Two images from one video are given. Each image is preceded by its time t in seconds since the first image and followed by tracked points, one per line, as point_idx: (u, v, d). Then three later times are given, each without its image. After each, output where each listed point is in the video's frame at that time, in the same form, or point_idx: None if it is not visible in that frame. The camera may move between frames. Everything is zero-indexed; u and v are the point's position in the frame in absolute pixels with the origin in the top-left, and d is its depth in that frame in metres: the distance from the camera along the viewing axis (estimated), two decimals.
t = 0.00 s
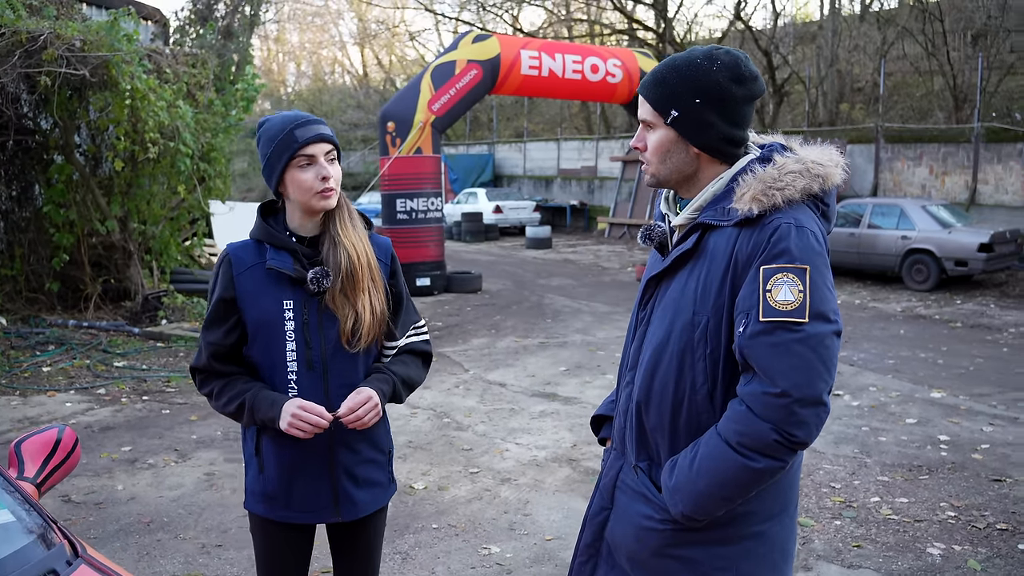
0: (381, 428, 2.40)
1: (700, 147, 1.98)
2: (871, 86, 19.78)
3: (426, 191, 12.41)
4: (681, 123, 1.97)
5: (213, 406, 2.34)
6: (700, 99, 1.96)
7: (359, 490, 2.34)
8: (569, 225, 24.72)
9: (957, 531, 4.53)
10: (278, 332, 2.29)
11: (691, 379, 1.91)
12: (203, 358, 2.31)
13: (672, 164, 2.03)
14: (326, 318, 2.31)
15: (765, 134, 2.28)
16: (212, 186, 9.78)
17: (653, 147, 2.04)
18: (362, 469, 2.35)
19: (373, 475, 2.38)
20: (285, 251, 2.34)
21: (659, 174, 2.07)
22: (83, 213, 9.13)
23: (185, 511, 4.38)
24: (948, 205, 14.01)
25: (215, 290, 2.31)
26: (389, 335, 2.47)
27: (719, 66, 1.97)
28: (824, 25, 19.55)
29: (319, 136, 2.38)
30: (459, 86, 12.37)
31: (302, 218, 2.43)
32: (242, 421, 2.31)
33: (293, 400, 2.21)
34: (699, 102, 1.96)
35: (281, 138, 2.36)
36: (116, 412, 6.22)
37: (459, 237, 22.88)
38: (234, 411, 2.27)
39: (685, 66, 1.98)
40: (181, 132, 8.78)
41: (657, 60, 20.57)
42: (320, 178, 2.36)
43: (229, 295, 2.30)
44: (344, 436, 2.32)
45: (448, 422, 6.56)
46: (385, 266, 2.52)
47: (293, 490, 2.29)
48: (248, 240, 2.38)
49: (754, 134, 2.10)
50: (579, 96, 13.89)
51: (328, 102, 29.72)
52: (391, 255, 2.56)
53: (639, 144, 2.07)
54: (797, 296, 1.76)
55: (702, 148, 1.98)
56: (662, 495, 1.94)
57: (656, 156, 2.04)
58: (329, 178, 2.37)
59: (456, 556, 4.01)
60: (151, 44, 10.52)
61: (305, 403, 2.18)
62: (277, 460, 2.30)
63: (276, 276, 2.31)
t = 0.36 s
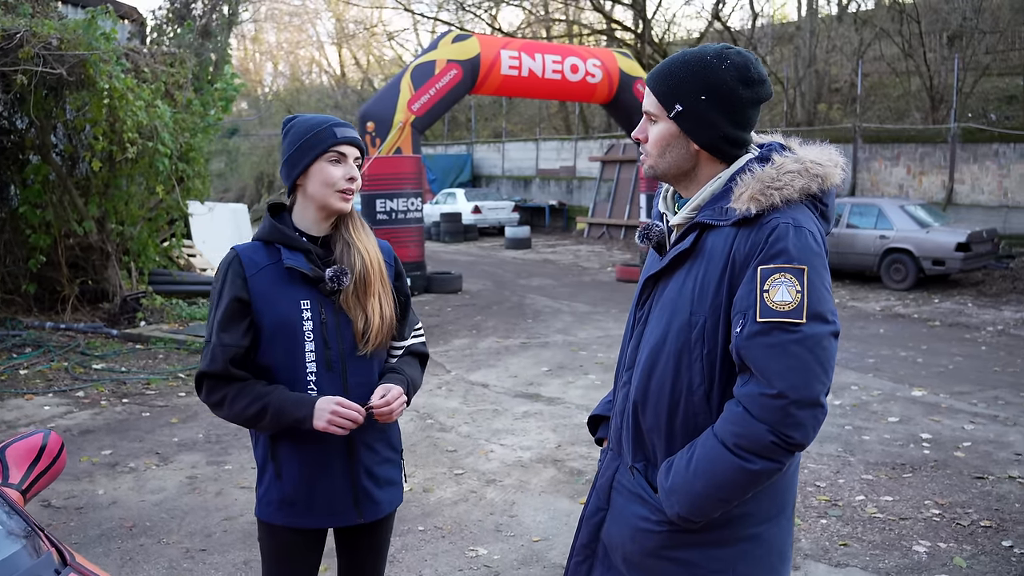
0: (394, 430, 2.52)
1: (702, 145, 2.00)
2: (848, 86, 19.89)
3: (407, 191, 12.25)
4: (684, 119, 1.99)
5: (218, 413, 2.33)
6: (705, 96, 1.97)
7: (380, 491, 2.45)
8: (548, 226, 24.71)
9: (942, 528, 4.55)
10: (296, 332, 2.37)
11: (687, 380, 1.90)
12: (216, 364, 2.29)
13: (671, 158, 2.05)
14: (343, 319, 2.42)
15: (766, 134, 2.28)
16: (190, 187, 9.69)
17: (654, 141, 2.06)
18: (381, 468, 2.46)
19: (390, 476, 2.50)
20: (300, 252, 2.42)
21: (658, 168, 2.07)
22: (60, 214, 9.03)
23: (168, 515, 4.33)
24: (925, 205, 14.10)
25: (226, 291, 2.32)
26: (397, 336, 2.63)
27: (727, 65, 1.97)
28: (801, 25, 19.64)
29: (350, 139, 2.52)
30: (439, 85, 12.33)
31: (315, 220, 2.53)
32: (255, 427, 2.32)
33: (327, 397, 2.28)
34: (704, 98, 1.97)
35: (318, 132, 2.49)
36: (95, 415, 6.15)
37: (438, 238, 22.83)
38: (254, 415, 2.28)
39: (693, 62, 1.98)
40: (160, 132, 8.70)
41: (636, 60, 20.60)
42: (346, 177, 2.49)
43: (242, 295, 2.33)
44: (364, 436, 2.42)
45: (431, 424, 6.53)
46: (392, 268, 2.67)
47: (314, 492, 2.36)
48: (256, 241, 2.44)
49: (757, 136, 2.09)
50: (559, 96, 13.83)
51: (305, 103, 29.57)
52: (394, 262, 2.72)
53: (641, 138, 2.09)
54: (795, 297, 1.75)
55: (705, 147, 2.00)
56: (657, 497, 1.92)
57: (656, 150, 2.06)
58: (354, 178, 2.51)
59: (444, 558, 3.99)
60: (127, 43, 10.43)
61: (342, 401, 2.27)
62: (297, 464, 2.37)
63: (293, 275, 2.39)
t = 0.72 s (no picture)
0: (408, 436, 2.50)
1: (702, 143, 1.99)
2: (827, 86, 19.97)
3: (388, 191, 12.30)
4: (684, 117, 1.98)
5: (238, 416, 2.34)
6: (705, 94, 1.96)
7: (392, 496, 2.44)
8: (528, 226, 24.68)
9: (928, 526, 4.56)
10: (309, 335, 2.37)
11: (685, 380, 1.88)
12: (229, 367, 2.30)
13: (672, 156, 2.03)
14: (354, 323, 2.42)
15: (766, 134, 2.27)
16: (170, 187, 9.61)
17: (653, 139, 2.05)
18: (393, 474, 2.45)
19: (402, 481, 2.48)
20: (313, 256, 2.42)
21: (658, 167, 2.06)
22: (38, 215, 8.91)
23: (151, 519, 4.28)
24: (905, 204, 14.17)
25: (240, 294, 2.35)
26: (412, 340, 2.61)
27: (727, 63, 1.97)
28: (781, 26, 19.70)
29: (358, 141, 2.52)
30: (420, 84, 12.26)
31: (327, 223, 2.53)
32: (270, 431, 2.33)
33: (338, 405, 2.29)
34: (704, 97, 1.96)
35: (330, 135, 2.50)
36: (75, 418, 6.08)
37: (418, 238, 22.77)
38: (270, 420, 2.29)
39: (694, 60, 1.98)
40: (139, 132, 8.63)
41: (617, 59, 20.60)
42: (355, 180, 2.50)
43: (255, 300, 2.35)
44: (375, 443, 2.41)
45: (416, 425, 6.49)
46: (407, 272, 2.65)
47: (326, 496, 2.36)
48: (270, 245, 2.45)
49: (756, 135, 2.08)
50: (540, 96, 13.76)
51: (285, 103, 29.41)
52: (411, 266, 2.70)
53: (641, 135, 2.08)
54: (796, 296, 1.74)
55: (704, 145, 1.99)
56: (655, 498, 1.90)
57: (655, 150, 2.05)
58: (363, 180, 2.50)
59: (432, 561, 3.96)
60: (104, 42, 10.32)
61: (354, 410, 2.28)
62: (310, 468, 2.36)
63: (304, 278, 2.39)
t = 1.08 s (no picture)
0: (392, 442, 2.45)
1: (690, 141, 1.98)
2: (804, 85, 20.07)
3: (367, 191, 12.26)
4: (672, 115, 1.97)
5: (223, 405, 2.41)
6: (695, 92, 1.96)
7: (367, 503, 2.39)
8: (507, 225, 24.64)
9: (912, 523, 4.58)
10: (287, 330, 2.37)
11: (683, 375, 1.87)
12: (215, 357, 2.37)
13: (660, 156, 2.02)
14: (336, 324, 2.38)
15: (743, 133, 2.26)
16: (148, 187, 9.52)
17: (640, 138, 2.02)
18: (371, 480, 2.40)
19: (383, 487, 2.42)
20: (300, 252, 2.41)
21: (643, 169, 2.05)
22: (11, 214, 8.77)
23: (132, 523, 4.23)
24: (882, 203, 14.25)
25: (231, 286, 2.39)
26: (405, 346, 2.52)
27: (714, 61, 1.98)
28: (758, 25, 19.78)
29: (354, 144, 2.47)
30: (399, 84, 12.17)
31: (320, 224, 2.51)
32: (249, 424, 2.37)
33: (301, 407, 2.27)
34: (694, 95, 1.96)
35: (322, 138, 2.46)
36: (53, 421, 6.00)
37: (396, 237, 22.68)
38: (242, 413, 2.34)
39: (680, 58, 1.97)
40: (116, 131, 8.52)
41: (596, 59, 20.60)
42: (341, 181, 2.45)
43: (243, 293, 2.38)
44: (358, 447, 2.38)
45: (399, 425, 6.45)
46: (404, 276, 2.57)
47: (298, 495, 2.35)
48: (266, 242, 2.47)
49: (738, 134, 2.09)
50: (518, 96, 13.75)
51: (262, 103, 29.24)
52: (412, 266, 2.61)
53: (624, 135, 2.05)
54: (794, 291, 1.76)
55: (692, 143, 1.98)
56: (652, 496, 1.88)
57: (641, 151, 2.03)
58: (350, 182, 2.45)
59: (418, 564, 3.93)
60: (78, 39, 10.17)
61: (313, 414, 2.24)
62: (284, 464, 2.36)
63: (289, 276, 2.39)
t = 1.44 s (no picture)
0: (365, 447, 2.37)
1: (644, 140, 1.98)
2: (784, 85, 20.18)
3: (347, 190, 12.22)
4: (624, 119, 1.96)
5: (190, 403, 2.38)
6: (638, 92, 1.97)
7: (340, 507, 2.32)
8: (488, 225, 24.60)
9: (898, 520, 4.59)
10: (255, 331, 2.30)
11: (678, 363, 1.88)
12: (180, 353, 2.34)
13: (621, 162, 2.00)
14: (306, 326, 2.30)
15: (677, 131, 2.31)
16: (127, 187, 9.45)
17: (596, 150, 2.00)
18: (343, 484, 2.33)
19: (357, 490, 2.35)
20: (274, 250, 2.35)
21: (604, 180, 2.03)
22: None
23: (116, 527, 4.18)
24: (862, 202, 14.34)
25: (204, 283, 2.35)
26: (378, 353, 2.43)
27: (642, 58, 2.01)
28: (738, 26, 19.85)
29: (336, 147, 2.41)
30: (380, 84, 12.11)
31: (298, 227, 2.44)
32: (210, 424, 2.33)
33: (248, 411, 2.22)
34: (636, 94, 1.97)
35: (302, 136, 2.40)
36: (33, 424, 5.93)
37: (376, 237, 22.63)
38: (200, 412, 2.30)
39: (613, 63, 1.99)
40: (96, 131, 8.44)
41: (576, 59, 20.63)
42: (320, 187, 2.39)
43: (214, 291, 2.34)
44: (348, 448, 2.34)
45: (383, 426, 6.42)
46: (380, 280, 2.47)
47: (268, 500, 2.28)
48: (243, 239, 2.41)
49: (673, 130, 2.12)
50: (499, 95, 13.73)
51: (241, 102, 29.08)
52: (390, 272, 2.52)
53: (576, 154, 2.03)
54: (775, 265, 1.79)
55: (646, 141, 1.99)
56: (666, 488, 1.87)
57: (599, 162, 2.00)
58: (328, 188, 2.39)
59: (405, 566, 3.90)
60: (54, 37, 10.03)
61: (258, 418, 2.19)
62: (252, 467, 2.30)
63: (260, 274, 2.33)
